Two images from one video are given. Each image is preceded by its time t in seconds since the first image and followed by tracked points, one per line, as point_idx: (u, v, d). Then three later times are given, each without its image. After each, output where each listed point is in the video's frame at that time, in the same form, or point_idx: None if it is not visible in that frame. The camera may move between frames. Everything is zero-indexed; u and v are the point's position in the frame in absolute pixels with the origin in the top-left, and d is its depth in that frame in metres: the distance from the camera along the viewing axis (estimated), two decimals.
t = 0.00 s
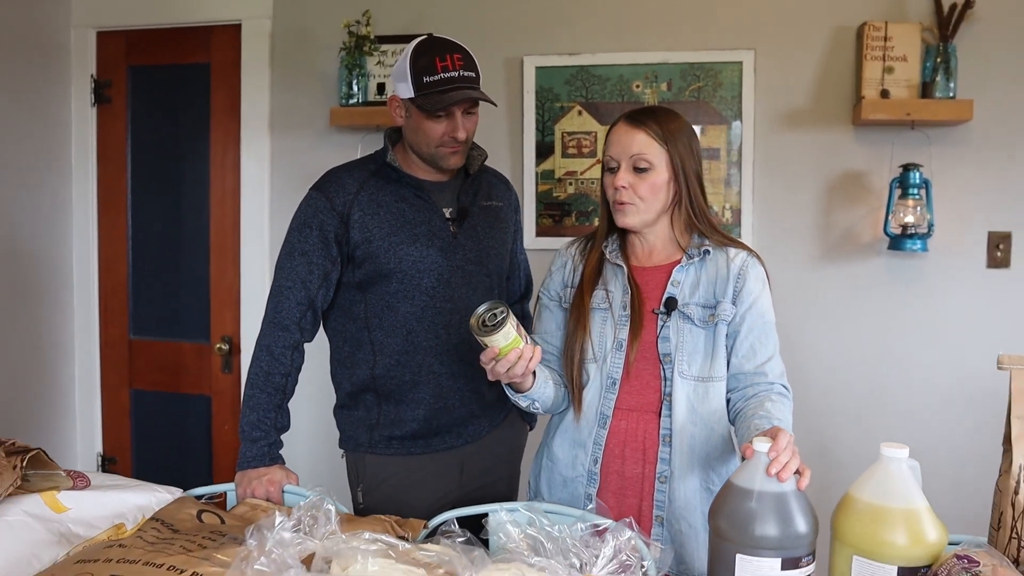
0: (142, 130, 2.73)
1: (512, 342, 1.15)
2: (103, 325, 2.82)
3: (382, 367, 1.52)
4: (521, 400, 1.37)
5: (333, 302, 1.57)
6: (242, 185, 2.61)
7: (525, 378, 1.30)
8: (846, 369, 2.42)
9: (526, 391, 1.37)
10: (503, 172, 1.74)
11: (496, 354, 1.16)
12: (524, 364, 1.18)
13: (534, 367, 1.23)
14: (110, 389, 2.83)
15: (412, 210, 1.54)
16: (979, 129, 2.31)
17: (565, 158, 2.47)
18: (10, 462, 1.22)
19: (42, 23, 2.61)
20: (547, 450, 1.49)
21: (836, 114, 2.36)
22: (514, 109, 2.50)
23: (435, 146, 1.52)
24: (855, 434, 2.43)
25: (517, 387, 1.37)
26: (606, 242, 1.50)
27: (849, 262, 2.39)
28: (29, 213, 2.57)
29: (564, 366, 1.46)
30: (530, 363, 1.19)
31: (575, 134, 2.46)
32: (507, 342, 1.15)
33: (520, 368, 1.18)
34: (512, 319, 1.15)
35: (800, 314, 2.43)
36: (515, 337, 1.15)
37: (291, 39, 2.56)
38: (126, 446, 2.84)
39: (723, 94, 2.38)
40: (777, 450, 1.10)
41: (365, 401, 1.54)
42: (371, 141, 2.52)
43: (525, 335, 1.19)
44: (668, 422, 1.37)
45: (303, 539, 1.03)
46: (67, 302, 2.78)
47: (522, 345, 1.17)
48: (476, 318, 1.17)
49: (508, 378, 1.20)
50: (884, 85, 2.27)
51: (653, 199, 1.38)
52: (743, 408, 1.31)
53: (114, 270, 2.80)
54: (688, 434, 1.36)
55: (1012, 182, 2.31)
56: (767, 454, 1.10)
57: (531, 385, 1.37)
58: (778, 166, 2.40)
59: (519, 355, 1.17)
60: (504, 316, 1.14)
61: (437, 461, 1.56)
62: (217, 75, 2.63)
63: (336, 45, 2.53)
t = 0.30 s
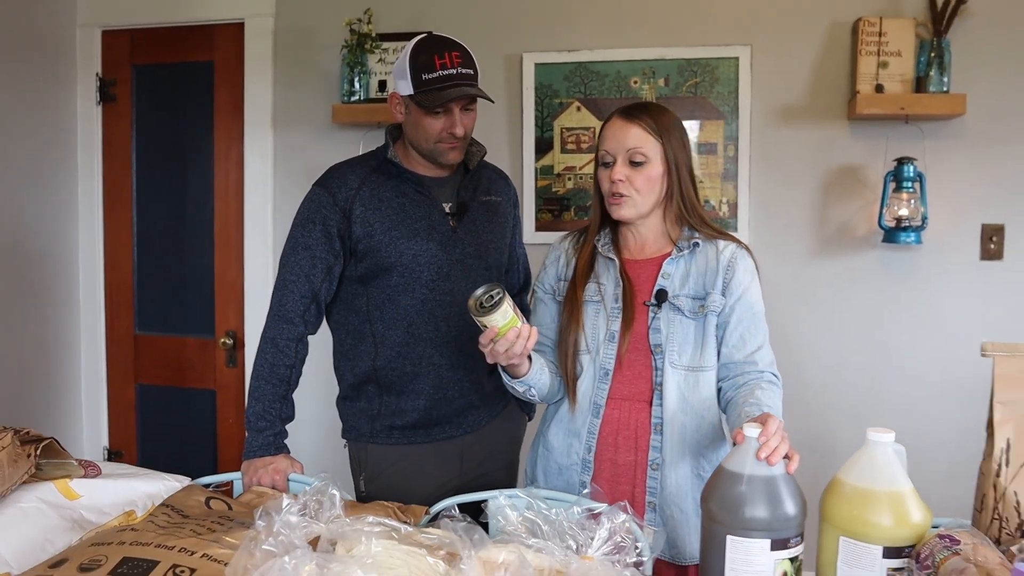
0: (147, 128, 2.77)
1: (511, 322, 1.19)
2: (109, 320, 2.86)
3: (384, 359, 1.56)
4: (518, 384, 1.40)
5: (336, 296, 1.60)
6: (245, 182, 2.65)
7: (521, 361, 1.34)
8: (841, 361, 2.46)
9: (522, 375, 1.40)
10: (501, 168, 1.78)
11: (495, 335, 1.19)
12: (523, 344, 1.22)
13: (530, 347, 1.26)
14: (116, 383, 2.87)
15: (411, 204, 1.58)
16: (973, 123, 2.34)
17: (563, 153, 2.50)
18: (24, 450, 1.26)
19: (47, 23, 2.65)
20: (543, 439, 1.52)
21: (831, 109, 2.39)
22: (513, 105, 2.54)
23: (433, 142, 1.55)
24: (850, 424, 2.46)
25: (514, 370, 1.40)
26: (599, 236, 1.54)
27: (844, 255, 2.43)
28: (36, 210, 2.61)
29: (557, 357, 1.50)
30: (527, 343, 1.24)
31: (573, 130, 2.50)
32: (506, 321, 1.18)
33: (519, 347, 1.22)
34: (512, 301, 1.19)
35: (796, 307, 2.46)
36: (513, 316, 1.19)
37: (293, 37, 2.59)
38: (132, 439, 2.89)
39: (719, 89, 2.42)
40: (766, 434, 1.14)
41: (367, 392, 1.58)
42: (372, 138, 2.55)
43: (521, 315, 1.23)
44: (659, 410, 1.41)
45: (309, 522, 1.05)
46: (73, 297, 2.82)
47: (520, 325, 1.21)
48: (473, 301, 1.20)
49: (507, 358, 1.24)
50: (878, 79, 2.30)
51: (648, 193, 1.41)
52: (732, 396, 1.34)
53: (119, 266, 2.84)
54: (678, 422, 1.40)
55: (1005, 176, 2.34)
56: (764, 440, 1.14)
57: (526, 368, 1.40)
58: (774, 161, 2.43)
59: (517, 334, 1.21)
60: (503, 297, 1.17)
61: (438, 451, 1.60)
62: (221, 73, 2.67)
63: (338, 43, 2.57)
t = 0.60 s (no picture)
0: (125, 131, 2.77)
1: (483, 320, 1.21)
2: (87, 323, 2.86)
3: (361, 358, 1.59)
4: (490, 380, 1.43)
5: (313, 296, 1.62)
6: (224, 185, 2.66)
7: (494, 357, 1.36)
8: (813, 359, 2.51)
9: (494, 372, 1.43)
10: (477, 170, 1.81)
11: (466, 330, 1.21)
12: (494, 340, 1.24)
13: (503, 345, 1.28)
14: (94, 386, 2.87)
15: (387, 205, 1.60)
16: (939, 127, 2.41)
17: (540, 156, 2.54)
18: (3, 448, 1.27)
19: (24, 25, 2.65)
20: (516, 438, 1.55)
21: (802, 113, 2.44)
22: (491, 108, 2.57)
23: (406, 133, 1.58)
24: (822, 422, 2.51)
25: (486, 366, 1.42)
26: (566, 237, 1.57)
27: (814, 256, 2.48)
28: (13, 213, 2.61)
29: (526, 357, 1.52)
30: (499, 341, 1.25)
31: (550, 133, 2.53)
32: (478, 319, 1.20)
33: (489, 344, 1.24)
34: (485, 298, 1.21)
35: (769, 307, 2.51)
36: (487, 315, 1.20)
37: (272, 41, 2.60)
38: (110, 442, 2.88)
39: (693, 93, 2.46)
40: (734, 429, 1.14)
41: (344, 391, 1.60)
42: (351, 141, 2.57)
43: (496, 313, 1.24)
44: (627, 407, 1.45)
45: (287, 516, 1.06)
46: (51, 301, 2.82)
47: (493, 323, 1.22)
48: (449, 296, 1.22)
49: (478, 353, 1.26)
50: (848, 84, 2.35)
51: (632, 193, 1.45)
52: (699, 391, 1.38)
53: (97, 269, 2.83)
54: (646, 418, 1.44)
55: (971, 179, 2.41)
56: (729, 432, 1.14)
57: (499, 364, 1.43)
58: (746, 164, 2.48)
59: (490, 332, 1.23)
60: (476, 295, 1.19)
61: (414, 448, 1.62)
62: (199, 76, 2.67)
63: (317, 47, 2.58)
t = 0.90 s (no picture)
0: (118, 123, 2.77)
1: (479, 298, 1.22)
2: (80, 315, 2.85)
3: (355, 346, 1.59)
4: (484, 366, 1.44)
5: (307, 285, 1.63)
6: (217, 177, 2.65)
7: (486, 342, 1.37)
8: (805, 349, 2.53)
9: (488, 357, 1.44)
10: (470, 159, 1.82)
11: (463, 309, 1.22)
12: (490, 319, 1.25)
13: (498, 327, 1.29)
14: (87, 379, 2.86)
15: (381, 195, 1.61)
16: (929, 119, 2.42)
17: (533, 148, 2.54)
18: None
19: (16, 17, 2.64)
20: (509, 427, 1.56)
21: (793, 106, 2.46)
22: (485, 100, 2.57)
23: (397, 127, 1.59)
24: (813, 411, 2.54)
25: (479, 351, 1.43)
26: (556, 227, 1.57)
27: (805, 248, 2.50)
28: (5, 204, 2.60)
29: (518, 346, 1.53)
30: (494, 321, 1.26)
31: (543, 125, 2.54)
32: (474, 297, 1.21)
33: (486, 323, 1.25)
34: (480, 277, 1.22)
35: (761, 298, 2.53)
36: (482, 293, 1.22)
37: (265, 33, 2.60)
38: (103, 435, 2.88)
39: (686, 85, 2.47)
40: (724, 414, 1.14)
41: (338, 380, 1.61)
42: (345, 133, 2.57)
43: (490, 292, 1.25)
44: (620, 394, 1.46)
45: (282, 501, 1.07)
46: (44, 293, 2.81)
47: (488, 301, 1.23)
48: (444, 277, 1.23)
49: (475, 333, 1.26)
50: (839, 77, 2.37)
51: (624, 185, 1.46)
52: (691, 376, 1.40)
53: (90, 261, 2.83)
54: (639, 404, 1.46)
55: (960, 172, 2.43)
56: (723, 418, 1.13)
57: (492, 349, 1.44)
58: (738, 156, 2.49)
59: (485, 312, 1.23)
60: (472, 272, 1.21)
61: (408, 436, 1.63)
62: (192, 68, 2.67)
63: (310, 39, 2.58)
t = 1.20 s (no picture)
0: (121, 117, 2.78)
1: (483, 291, 1.22)
2: (85, 309, 2.87)
3: (356, 338, 1.60)
4: (488, 358, 1.44)
5: (308, 277, 1.64)
6: (221, 171, 2.67)
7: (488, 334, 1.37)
8: (807, 341, 2.53)
9: (492, 349, 1.44)
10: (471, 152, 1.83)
11: (467, 301, 1.22)
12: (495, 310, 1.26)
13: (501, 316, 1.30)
14: (93, 373, 2.88)
15: (381, 187, 1.62)
16: (932, 111, 2.42)
17: (535, 141, 2.55)
18: (3, 427, 1.30)
19: (20, 12, 2.65)
20: (514, 421, 1.56)
21: (795, 98, 2.45)
22: (486, 93, 2.58)
23: (375, 118, 1.61)
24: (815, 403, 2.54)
25: (484, 344, 1.43)
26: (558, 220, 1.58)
27: (807, 240, 2.50)
28: (10, 198, 2.61)
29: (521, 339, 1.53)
30: (498, 312, 1.27)
31: (545, 118, 2.54)
32: (479, 290, 1.21)
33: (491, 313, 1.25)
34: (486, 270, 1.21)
35: (763, 290, 2.53)
36: (487, 286, 1.21)
37: (267, 28, 2.61)
38: (108, 428, 2.90)
39: (688, 78, 2.47)
40: (725, 404, 1.14)
41: (339, 371, 1.62)
42: (347, 126, 2.57)
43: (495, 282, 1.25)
44: (626, 385, 1.47)
45: (284, 490, 1.07)
46: (49, 287, 2.83)
47: (493, 293, 1.23)
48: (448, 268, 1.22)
49: (479, 323, 1.27)
50: (841, 68, 2.36)
51: (623, 175, 1.47)
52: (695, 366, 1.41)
53: (94, 255, 2.84)
54: (645, 394, 1.46)
55: (963, 164, 2.42)
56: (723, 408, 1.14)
57: (496, 342, 1.44)
58: (740, 148, 2.49)
59: (489, 304, 1.24)
60: (477, 266, 1.20)
61: (409, 427, 1.64)
62: (195, 63, 2.68)
63: (312, 33, 2.59)
